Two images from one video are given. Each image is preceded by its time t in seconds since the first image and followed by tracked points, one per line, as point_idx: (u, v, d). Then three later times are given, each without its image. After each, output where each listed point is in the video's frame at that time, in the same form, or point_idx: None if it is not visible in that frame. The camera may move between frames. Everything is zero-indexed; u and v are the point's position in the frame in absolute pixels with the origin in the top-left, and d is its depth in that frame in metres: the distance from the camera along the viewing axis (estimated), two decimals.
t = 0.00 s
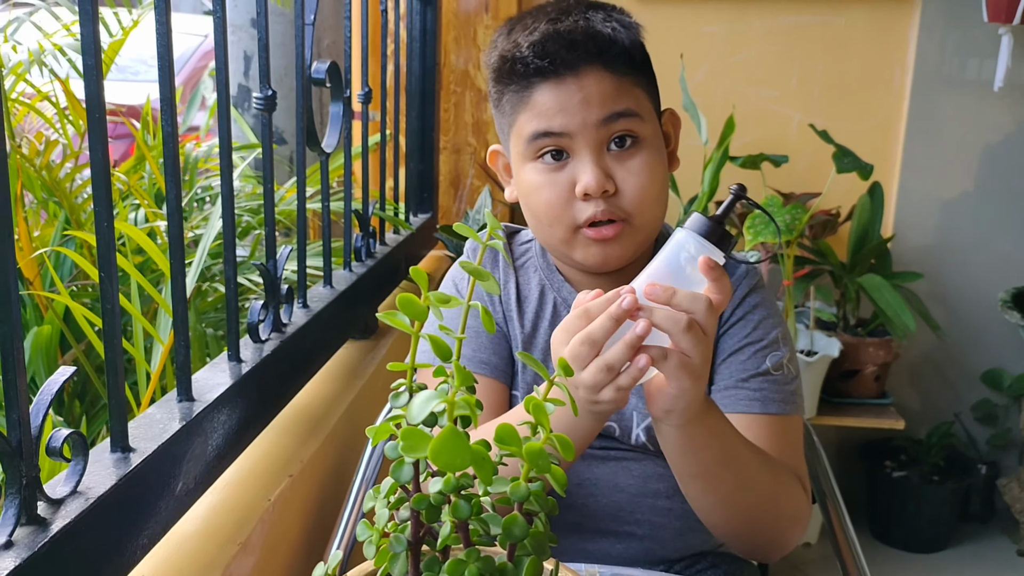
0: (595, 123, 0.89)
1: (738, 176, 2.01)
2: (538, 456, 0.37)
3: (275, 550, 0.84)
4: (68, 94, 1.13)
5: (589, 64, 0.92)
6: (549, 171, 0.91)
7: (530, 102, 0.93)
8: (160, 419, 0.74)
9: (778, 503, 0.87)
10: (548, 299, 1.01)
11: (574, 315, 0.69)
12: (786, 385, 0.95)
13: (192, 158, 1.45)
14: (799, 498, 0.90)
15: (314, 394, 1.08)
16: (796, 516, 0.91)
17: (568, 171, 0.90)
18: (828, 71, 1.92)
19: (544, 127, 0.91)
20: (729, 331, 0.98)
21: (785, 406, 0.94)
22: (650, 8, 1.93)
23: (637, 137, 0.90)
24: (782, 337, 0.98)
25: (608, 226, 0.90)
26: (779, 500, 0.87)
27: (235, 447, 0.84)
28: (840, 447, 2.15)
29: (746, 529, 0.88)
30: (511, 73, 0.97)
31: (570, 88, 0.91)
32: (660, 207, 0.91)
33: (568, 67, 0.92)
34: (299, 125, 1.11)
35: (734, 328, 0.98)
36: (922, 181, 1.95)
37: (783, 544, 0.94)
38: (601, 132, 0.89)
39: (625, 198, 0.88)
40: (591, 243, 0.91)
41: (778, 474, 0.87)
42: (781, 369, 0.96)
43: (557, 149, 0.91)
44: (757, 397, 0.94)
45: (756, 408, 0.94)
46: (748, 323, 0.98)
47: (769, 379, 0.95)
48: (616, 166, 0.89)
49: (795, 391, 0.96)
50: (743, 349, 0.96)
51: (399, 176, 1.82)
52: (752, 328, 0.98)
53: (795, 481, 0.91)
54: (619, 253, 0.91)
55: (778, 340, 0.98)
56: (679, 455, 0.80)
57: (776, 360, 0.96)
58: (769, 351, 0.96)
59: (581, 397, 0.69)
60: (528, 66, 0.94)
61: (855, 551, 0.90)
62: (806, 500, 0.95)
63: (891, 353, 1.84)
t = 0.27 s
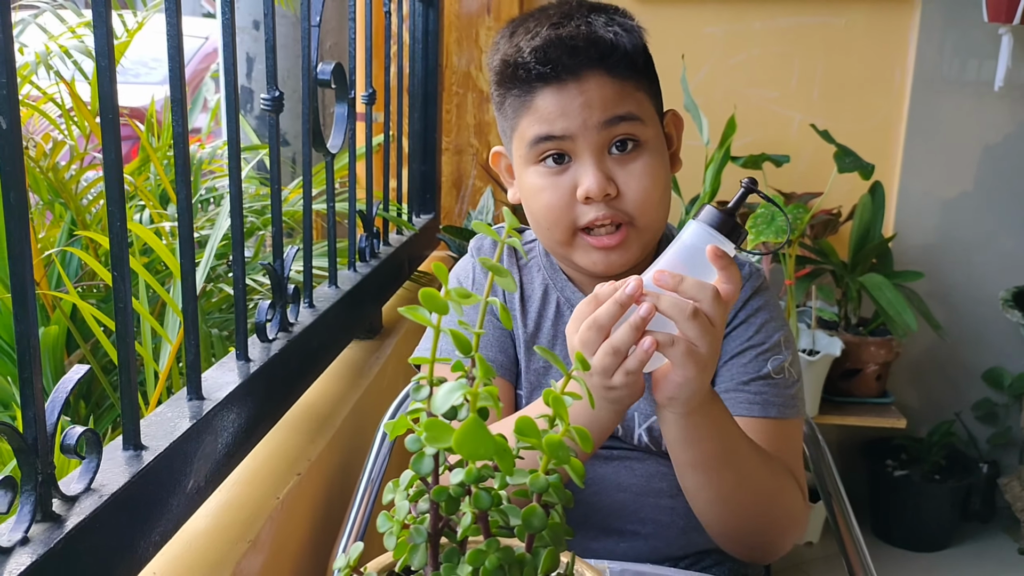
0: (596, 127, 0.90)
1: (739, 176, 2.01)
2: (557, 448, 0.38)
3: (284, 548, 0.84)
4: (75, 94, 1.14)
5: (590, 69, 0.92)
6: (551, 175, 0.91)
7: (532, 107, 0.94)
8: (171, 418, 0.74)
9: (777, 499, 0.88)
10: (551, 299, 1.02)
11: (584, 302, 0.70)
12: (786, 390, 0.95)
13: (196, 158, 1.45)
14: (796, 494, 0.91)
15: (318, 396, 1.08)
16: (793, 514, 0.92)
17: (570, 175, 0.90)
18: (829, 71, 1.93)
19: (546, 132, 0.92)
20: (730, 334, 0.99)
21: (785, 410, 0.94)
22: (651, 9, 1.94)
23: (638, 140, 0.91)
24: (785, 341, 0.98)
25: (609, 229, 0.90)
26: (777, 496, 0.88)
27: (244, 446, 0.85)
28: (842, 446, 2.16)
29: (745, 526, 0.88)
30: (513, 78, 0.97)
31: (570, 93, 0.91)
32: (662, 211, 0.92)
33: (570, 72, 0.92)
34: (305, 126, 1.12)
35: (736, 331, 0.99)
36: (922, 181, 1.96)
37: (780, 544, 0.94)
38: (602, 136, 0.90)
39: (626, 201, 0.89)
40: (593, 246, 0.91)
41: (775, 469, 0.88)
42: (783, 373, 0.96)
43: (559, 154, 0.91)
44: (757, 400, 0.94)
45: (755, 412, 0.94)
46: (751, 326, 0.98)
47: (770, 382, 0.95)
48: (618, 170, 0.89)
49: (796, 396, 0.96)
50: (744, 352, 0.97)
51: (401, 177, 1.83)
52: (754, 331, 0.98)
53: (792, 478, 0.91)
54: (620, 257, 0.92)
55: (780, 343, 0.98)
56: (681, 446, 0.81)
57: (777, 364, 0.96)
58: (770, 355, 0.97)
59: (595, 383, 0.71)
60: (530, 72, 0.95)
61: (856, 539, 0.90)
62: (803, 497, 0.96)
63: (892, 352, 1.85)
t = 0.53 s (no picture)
0: (593, 128, 0.90)
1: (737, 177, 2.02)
2: (558, 445, 0.38)
3: (283, 549, 0.84)
4: (75, 96, 1.14)
5: (585, 71, 0.93)
6: (548, 176, 0.91)
7: (530, 109, 0.94)
8: (171, 418, 0.75)
9: (774, 493, 0.89)
10: (549, 299, 1.02)
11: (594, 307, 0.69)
12: (782, 393, 0.95)
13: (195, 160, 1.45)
14: (790, 492, 0.92)
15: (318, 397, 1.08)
16: (785, 512, 0.93)
17: (567, 176, 0.90)
18: (826, 72, 1.94)
19: (543, 133, 0.92)
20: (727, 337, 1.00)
21: (779, 414, 0.95)
22: (648, 11, 1.95)
23: (635, 141, 0.91)
24: (781, 345, 0.98)
25: (607, 230, 0.90)
26: (773, 491, 0.89)
27: (243, 446, 0.85)
28: (840, 446, 2.16)
29: (741, 518, 0.88)
30: (510, 81, 0.98)
31: (566, 95, 0.92)
32: (660, 212, 0.92)
33: (567, 75, 0.93)
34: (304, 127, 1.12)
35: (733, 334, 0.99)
36: (919, 182, 1.96)
37: (769, 544, 0.95)
38: (599, 137, 0.90)
39: (624, 201, 0.89)
40: (590, 247, 0.91)
41: (774, 463, 0.89)
42: (779, 377, 0.96)
43: (556, 155, 0.91)
44: (751, 403, 0.95)
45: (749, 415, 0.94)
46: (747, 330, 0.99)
47: (765, 385, 0.95)
48: (615, 170, 0.89)
49: (791, 399, 0.96)
50: (740, 355, 0.97)
51: (399, 178, 1.83)
52: (750, 334, 0.98)
53: (787, 476, 0.93)
54: (618, 258, 0.92)
55: (776, 347, 0.98)
56: (697, 429, 0.81)
57: (773, 367, 0.97)
58: (766, 358, 0.97)
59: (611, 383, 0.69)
60: (527, 74, 0.95)
61: (856, 540, 0.91)
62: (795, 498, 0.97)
63: (890, 353, 1.85)
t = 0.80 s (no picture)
0: (589, 126, 0.91)
1: (734, 179, 2.02)
2: (550, 445, 0.38)
3: (279, 550, 0.85)
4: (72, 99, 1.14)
5: (580, 73, 0.93)
6: (545, 175, 0.92)
7: (526, 111, 0.95)
8: (167, 419, 0.75)
9: (770, 490, 0.90)
10: (547, 297, 1.03)
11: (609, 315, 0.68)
12: (779, 390, 0.96)
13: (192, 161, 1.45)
14: (785, 491, 0.93)
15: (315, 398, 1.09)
16: (780, 510, 0.93)
17: (564, 174, 0.91)
18: (822, 74, 1.94)
19: (539, 133, 0.92)
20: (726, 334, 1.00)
21: (776, 411, 0.95)
22: (645, 13, 1.95)
23: (631, 138, 0.91)
24: (779, 342, 0.99)
25: (604, 226, 0.91)
26: (770, 487, 0.90)
27: (241, 447, 0.85)
28: (837, 447, 2.17)
29: (737, 514, 0.89)
30: (506, 83, 0.98)
31: (562, 96, 0.92)
32: (656, 208, 0.92)
33: (563, 76, 0.93)
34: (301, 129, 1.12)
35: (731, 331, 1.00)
36: (915, 183, 1.97)
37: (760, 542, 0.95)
38: (595, 134, 0.91)
39: (620, 198, 0.89)
40: (587, 244, 0.92)
41: (771, 461, 0.90)
42: (776, 374, 0.96)
43: (553, 153, 0.92)
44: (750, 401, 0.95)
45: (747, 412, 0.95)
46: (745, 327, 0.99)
47: (763, 382, 0.96)
48: (611, 167, 0.90)
49: (788, 397, 0.97)
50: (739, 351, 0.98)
51: (397, 180, 1.83)
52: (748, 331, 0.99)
53: (783, 475, 0.94)
54: (615, 255, 0.92)
55: (773, 344, 0.99)
56: (705, 417, 0.83)
57: (771, 364, 0.97)
58: (764, 355, 0.97)
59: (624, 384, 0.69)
60: (524, 76, 0.95)
61: (850, 540, 0.91)
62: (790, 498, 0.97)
63: (886, 354, 1.85)
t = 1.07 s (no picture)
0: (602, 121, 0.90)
1: (732, 179, 2.03)
2: (552, 441, 0.38)
3: (279, 550, 0.85)
4: (71, 100, 1.14)
5: (592, 68, 0.94)
6: (557, 171, 0.90)
7: (538, 106, 0.94)
8: (168, 419, 0.75)
9: (770, 487, 0.89)
10: (547, 296, 1.03)
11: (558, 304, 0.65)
12: (779, 389, 0.96)
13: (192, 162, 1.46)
14: (786, 489, 0.93)
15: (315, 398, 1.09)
16: (781, 507, 0.93)
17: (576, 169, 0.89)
18: (820, 75, 1.95)
19: (552, 128, 0.92)
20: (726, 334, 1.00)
21: (777, 409, 0.95)
22: (643, 14, 1.95)
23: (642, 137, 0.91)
24: (778, 341, 0.99)
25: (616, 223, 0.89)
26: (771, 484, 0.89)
27: (241, 446, 0.85)
28: (836, 447, 2.17)
29: (738, 509, 0.88)
30: (518, 78, 0.98)
31: (576, 90, 0.92)
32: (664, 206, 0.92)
33: (575, 72, 0.93)
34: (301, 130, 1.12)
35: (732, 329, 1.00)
36: (913, 183, 1.97)
37: (761, 539, 0.95)
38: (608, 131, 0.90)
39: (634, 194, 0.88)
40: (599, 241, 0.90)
41: (771, 458, 0.90)
42: (776, 373, 0.97)
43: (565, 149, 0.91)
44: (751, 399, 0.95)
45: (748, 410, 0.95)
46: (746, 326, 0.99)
47: (763, 381, 0.96)
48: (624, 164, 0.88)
49: (787, 395, 0.97)
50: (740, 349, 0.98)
51: (396, 181, 1.84)
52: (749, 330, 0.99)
53: (784, 473, 0.93)
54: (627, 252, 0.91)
55: (773, 342, 0.99)
56: (704, 421, 0.80)
57: (771, 363, 0.97)
58: (764, 354, 0.98)
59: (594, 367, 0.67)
60: (538, 70, 0.95)
61: (850, 539, 0.90)
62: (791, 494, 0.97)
63: (884, 354, 1.86)
